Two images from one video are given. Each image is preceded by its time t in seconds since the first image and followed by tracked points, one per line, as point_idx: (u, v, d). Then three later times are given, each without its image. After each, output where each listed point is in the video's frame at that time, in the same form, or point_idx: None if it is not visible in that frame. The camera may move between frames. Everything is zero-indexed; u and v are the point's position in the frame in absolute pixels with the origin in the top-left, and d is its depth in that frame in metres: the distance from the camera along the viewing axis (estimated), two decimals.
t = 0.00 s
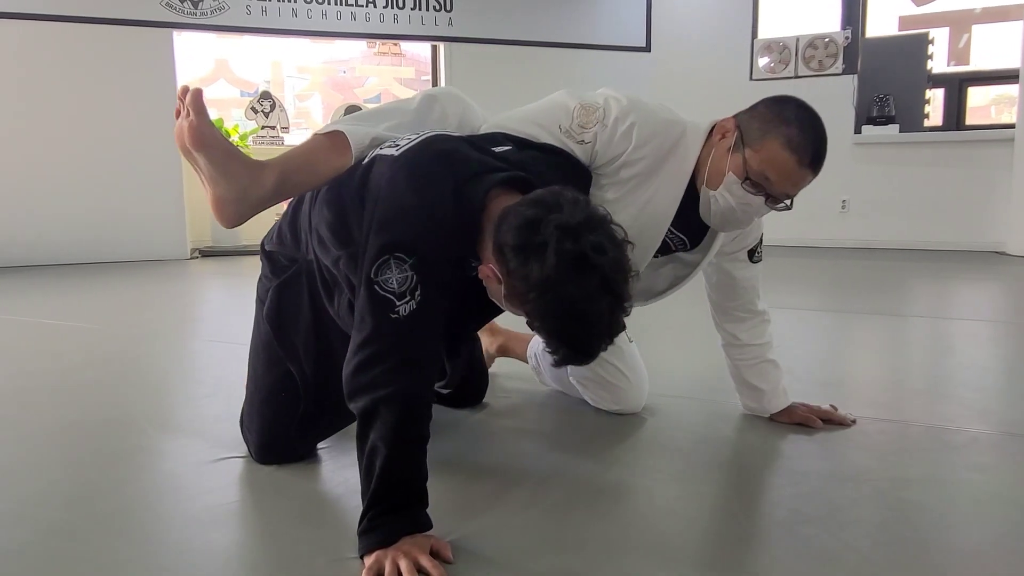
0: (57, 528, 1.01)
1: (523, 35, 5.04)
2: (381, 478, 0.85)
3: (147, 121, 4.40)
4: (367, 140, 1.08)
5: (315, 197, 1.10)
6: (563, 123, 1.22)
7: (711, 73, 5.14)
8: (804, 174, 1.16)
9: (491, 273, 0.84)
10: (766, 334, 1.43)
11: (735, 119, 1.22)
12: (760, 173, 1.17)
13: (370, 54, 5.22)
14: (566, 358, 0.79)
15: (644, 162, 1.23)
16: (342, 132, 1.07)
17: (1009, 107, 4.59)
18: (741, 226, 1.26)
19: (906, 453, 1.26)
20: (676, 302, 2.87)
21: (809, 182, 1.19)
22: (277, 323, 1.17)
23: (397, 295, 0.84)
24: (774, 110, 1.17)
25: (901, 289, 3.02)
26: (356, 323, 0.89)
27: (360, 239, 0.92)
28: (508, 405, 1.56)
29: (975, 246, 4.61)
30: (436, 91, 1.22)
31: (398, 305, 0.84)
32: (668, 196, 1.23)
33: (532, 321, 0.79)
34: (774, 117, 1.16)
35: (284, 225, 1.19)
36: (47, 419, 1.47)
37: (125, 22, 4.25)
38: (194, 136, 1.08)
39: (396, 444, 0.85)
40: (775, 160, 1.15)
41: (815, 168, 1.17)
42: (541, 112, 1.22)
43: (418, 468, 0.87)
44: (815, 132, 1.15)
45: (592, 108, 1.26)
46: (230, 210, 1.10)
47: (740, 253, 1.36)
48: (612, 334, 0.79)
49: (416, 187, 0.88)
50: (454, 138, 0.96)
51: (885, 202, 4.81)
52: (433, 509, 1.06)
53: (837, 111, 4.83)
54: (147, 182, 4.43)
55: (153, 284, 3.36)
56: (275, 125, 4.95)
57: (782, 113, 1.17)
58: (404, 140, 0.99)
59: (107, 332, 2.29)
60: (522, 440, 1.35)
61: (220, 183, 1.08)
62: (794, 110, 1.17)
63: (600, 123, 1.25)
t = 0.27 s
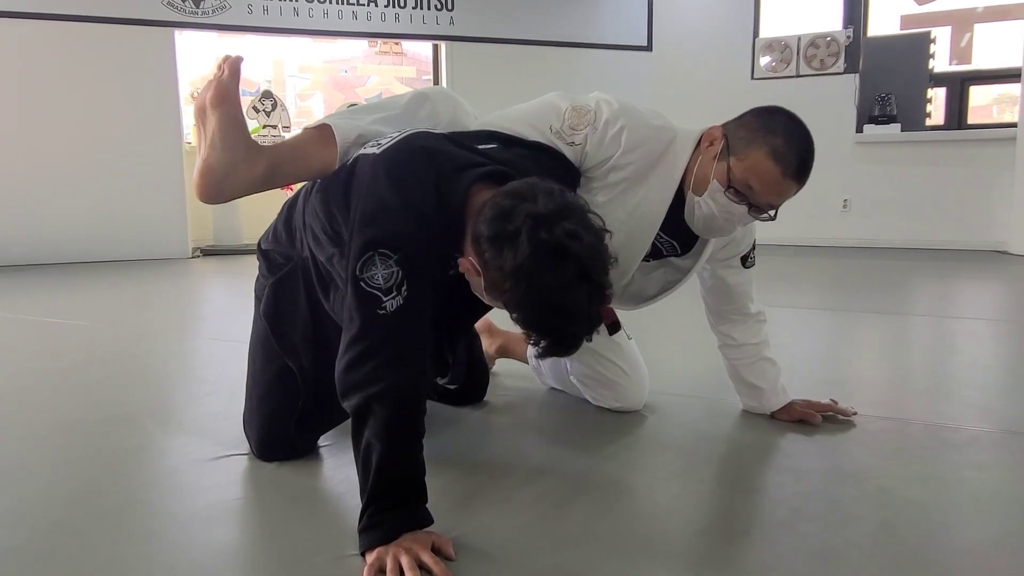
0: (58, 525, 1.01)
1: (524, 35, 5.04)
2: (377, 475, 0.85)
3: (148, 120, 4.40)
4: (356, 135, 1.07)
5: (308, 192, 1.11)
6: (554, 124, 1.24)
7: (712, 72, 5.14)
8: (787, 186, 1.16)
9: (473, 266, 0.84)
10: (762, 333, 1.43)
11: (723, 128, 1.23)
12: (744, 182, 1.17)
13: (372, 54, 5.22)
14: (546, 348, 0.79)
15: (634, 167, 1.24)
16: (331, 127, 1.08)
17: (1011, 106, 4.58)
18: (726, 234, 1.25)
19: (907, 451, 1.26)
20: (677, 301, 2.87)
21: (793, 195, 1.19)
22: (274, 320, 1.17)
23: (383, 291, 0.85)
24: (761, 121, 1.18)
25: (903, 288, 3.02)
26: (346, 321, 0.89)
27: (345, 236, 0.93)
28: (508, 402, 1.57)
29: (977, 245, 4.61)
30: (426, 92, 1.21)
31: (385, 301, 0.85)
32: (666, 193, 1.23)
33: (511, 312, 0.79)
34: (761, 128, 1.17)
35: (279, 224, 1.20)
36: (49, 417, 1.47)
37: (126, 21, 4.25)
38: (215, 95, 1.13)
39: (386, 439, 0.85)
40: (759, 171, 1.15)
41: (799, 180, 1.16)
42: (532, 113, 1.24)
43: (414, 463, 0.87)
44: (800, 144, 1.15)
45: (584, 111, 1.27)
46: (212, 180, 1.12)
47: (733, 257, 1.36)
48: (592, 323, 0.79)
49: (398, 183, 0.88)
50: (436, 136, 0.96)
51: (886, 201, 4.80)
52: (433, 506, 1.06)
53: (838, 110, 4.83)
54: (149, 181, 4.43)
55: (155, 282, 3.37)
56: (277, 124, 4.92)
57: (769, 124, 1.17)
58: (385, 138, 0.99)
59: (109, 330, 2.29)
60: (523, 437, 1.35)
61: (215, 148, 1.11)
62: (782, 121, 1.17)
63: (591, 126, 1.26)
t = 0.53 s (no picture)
0: (59, 524, 1.01)
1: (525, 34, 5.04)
2: (377, 473, 0.85)
3: (149, 120, 4.40)
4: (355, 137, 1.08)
5: (308, 194, 1.12)
6: (548, 122, 1.24)
7: (713, 71, 5.14)
8: (780, 184, 1.16)
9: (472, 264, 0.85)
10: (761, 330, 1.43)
11: (714, 128, 1.22)
12: (737, 184, 1.17)
13: (373, 53, 5.22)
14: (547, 343, 0.79)
15: (629, 163, 1.24)
16: (330, 128, 1.08)
17: (1013, 106, 4.57)
18: (722, 232, 1.26)
19: (908, 450, 1.25)
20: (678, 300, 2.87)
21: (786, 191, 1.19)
22: (273, 319, 1.17)
23: (384, 291, 0.85)
24: (752, 120, 1.17)
25: (904, 287, 3.02)
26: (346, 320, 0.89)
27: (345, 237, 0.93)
28: (509, 401, 1.56)
29: (979, 245, 4.61)
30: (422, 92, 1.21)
31: (386, 300, 0.85)
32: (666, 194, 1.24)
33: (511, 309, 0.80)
34: (751, 127, 1.16)
35: (278, 224, 1.21)
36: (49, 416, 1.47)
37: (127, 20, 4.26)
38: (209, 101, 1.13)
39: (387, 437, 0.85)
40: (751, 170, 1.15)
41: (792, 177, 1.16)
42: (527, 110, 1.24)
43: (415, 462, 0.87)
44: (792, 143, 1.14)
45: (578, 109, 1.27)
46: (212, 186, 1.12)
47: (727, 256, 1.36)
48: (590, 317, 0.79)
49: (396, 183, 0.88)
50: (434, 136, 0.96)
51: (888, 201, 4.80)
52: (434, 505, 1.06)
53: (839, 109, 4.83)
54: (149, 180, 4.43)
55: (156, 282, 3.36)
56: (278, 124, 4.92)
57: (761, 124, 1.16)
58: (383, 140, 0.99)
59: (111, 330, 2.29)
60: (523, 435, 1.35)
61: (213, 153, 1.12)
62: (774, 120, 1.16)
63: (585, 124, 1.26)
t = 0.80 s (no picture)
0: (62, 524, 1.02)
1: (526, 33, 5.03)
2: (384, 469, 0.86)
3: (151, 119, 4.40)
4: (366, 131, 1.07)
5: (315, 192, 1.12)
6: (552, 113, 1.24)
7: (714, 71, 5.14)
8: (780, 176, 1.18)
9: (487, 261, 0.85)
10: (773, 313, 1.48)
11: (712, 119, 1.23)
12: (737, 176, 1.19)
13: (374, 52, 5.22)
14: (570, 334, 0.80)
15: (630, 154, 1.24)
16: (338, 123, 1.08)
17: (1015, 105, 4.54)
18: (721, 222, 1.28)
19: (910, 450, 1.25)
20: (680, 299, 2.87)
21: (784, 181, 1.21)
22: (280, 317, 1.17)
23: (397, 291, 0.85)
24: (751, 111, 1.19)
25: (906, 287, 3.02)
26: (356, 319, 0.89)
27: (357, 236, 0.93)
28: (511, 399, 1.57)
29: (980, 244, 4.61)
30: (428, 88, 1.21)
31: (398, 300, 0.85)
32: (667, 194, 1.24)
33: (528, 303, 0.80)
34: (750, 118, 1.18)
35: (284, 223, 1.21)
36: (52, 415, 1.48)
37: (129, 20, 4.26)
38: (214, 98, 1.13)
39: (401, 434, 0.86)
40: (751, 161, 1.17)
41: (791, 168, 1.19)
42: (531, 102, 1.24)
43: (420, 458, 0.88)
44: (791, 133, 1.17)
45: (581, 101, 1.27)
46: (223, 180, 1.14)
47: (733, 242, 1.43)
48: (610, 305, 0.80)
49: (410, 183, 0.88)
50: (444, 135, 0.96)
51: (889, 200, 4.80)
52: (437, 502, 1.07)
53: (841, 109, 4.82)
54: (151, 180, 4.43)
55: (158, 281, 3.37)
56: (279, 123, 4.91)
57: (759, 115, 1.18)
58: (395, 141, 0.98)
59: (113, 329, 2.30)
60: (525, 434, 1.35)
61: (221, 149, 1.13)
62: (771, 111, 1.18)
63: (587, 116, 1.26)
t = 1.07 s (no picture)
0: (64, 523, 1.02)
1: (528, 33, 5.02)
2: (387, 469, 0.86)
3: (152, 119, 4.40)
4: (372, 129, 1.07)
5: (320, 194, 1.12)
6: (562, 116, 1.24)
7: (715, 71, 5.14)
8: (790, 185, 1.19)
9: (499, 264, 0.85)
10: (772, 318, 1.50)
11: (724, 126, 1.22)
12: (747, 185, 1.20)
13: (375, 52, 5.22)
14: (584, 338, 0.80)
15: (639, 158, 1.24)
16: (348, 121, 1.09)
17: (1017, 105, 4.53)
18: (731, 228, 1.29)
19: (913, 450, 1.25)
20: (681, 298, 2.87)
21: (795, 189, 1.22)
22: (284, 317, 1.17)
23: (406, 292, 0.85)
24: (763, 120, 1.19)
25: (908, 287, 3.01)
26: (363, 318, 0.90)
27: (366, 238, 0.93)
28: (512, 399, 1.57)
29: (982, 244, 4.61)
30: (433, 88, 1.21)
31: (407, 301, 0.85)
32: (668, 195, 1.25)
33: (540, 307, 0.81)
34: (762, 127, 1.18)
35: (289, 222, 1.21)
36: (55, 414, 1.48)
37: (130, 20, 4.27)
38: (222, 98, 1.13)
39: (409, 435, 0.86)
40: (761, 172, 1.18)
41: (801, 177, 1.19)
42: (540, 105, 1.25)
43: (423, 459, 0.88)
44: (802, 143, 1.16)
45: (591, 104, 1.27)
46: (232, 180, 1.14)
47: (736, 248, 1.46)
48: (623, 309, 0.80)
49: (421, 185, 0.89)
50: (456, 137, 0.97)
51: (891, 200, 4.79)
52: (438, 502, 1.07)
53: (842, 108, 4.82)
54: (153, 179, 4.44)
55: (160, 281, 3.37)
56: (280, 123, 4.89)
57: (771, 123, 1.18)
58: (407, 141, 0.99)
59: (115, 328, 2.30)
60: (527, 433, 1.36)
61: (232, 149, 1.13)
62: (783, 120, 1.18)
63: (598, 120, 1.26)
